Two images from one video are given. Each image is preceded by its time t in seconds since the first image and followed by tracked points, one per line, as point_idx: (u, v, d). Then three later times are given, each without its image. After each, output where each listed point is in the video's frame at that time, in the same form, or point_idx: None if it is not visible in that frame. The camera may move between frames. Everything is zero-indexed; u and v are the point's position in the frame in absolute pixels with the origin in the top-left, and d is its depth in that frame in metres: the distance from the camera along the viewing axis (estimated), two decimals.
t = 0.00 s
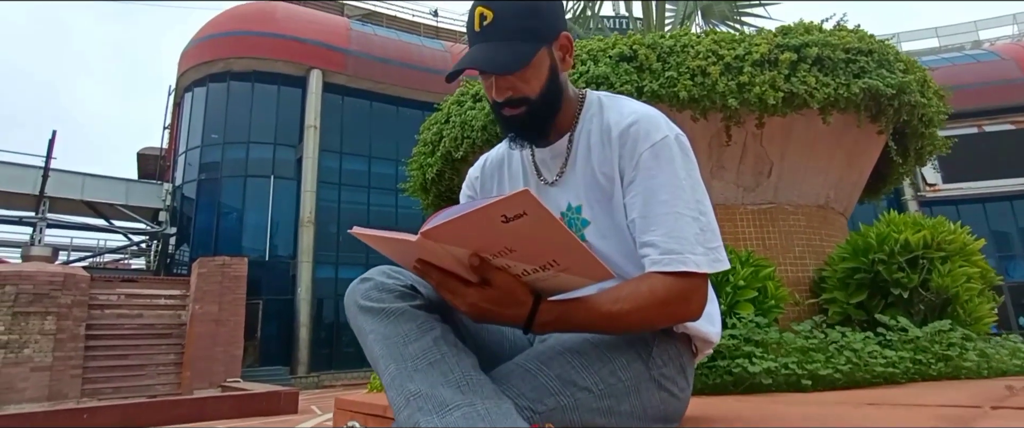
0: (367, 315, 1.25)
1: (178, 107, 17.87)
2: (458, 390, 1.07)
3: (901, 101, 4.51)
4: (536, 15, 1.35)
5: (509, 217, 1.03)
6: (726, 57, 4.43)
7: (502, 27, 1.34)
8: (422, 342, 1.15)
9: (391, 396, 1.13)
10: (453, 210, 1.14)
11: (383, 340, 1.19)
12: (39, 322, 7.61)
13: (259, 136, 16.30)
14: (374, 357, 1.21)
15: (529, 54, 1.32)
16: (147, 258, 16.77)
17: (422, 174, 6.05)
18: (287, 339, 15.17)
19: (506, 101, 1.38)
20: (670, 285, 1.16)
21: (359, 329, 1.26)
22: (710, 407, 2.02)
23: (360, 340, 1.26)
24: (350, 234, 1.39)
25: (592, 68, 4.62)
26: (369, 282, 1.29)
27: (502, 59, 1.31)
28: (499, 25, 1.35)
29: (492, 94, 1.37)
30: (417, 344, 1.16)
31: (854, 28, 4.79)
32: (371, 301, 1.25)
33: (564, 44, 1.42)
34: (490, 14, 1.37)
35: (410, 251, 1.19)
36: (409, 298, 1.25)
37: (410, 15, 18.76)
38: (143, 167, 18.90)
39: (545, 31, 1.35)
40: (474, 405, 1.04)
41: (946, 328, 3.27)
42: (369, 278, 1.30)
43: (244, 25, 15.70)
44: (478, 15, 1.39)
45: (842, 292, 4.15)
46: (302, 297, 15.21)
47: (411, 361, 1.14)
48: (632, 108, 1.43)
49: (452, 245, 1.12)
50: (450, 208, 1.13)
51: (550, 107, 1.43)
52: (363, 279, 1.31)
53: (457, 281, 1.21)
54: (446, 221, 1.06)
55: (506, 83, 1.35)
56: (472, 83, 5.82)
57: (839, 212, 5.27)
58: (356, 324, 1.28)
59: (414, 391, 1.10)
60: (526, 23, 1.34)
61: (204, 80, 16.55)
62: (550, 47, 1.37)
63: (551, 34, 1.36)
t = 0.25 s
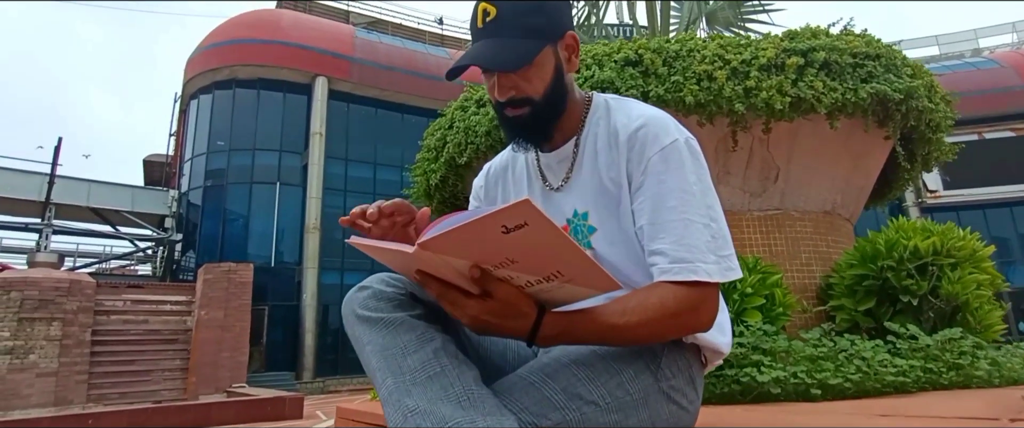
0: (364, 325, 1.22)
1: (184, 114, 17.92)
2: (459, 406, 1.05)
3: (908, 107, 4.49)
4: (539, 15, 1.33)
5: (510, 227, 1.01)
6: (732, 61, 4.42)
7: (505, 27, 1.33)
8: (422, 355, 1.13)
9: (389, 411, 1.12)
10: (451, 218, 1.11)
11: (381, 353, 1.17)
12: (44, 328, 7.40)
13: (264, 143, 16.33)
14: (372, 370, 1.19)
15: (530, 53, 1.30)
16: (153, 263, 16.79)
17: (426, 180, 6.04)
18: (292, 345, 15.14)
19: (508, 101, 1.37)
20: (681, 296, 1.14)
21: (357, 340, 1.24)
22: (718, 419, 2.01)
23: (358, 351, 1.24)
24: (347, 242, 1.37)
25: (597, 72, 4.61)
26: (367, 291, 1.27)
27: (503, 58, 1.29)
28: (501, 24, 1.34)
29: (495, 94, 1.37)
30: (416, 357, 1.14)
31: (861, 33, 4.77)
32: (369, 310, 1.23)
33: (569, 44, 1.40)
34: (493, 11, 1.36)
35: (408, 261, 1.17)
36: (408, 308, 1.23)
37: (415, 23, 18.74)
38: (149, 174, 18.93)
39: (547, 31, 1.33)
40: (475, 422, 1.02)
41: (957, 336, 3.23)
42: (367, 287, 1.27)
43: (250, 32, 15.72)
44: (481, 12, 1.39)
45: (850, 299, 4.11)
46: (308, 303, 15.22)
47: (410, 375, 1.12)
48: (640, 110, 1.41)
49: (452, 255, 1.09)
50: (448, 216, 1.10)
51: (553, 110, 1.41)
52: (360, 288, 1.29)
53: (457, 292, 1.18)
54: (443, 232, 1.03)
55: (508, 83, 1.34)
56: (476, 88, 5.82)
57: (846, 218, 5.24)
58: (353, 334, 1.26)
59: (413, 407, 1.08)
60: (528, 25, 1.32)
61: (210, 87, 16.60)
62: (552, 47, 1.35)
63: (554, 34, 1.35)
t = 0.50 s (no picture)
0: (362, 338, 1.22)
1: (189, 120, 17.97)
2: (458, 423, 1.04)
3: (913, 112, 4.48)
4: (542, 17, 1.32)
5: (509, 236, 0.99)
6: (737, 67, 4.41)
7: (506, 30, 1.32)
8: (421, 369, 1.13)
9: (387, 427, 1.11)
10: (448, 226, 1.09)
11: (379, 366, 1.17)
12: (49, 333, 6.95)
13: (269, 148, 16.43)
14: (370, 383, 1.18)
15: (530, 55, 1.30)
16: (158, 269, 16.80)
17: (429, 186, 6.04)
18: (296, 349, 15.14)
19: (512, 105, 1.37)
20: (687, 307, 1.12)
21: (355, 352, 1.23)
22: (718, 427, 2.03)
23: (355, 363, 1.23)
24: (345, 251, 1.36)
25: (601, 78, 4.61)
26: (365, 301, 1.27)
27: (504, 63, 1.28)
28: (503, 25, 1.33)
29: (497, 98, 1.37)
30: (414, 372, 1.13)
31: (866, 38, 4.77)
32: (367, 322, 1.22)
33: (571, 46, 1.39)
34: (494, 14, 1.35)
35: (406, 272, 1.15)
36: (406, 319, 1.22)
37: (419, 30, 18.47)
38: (154, 179, 19.00)
39: (549, 34, 1.32)
40: None
41: (965, 343, 3.22)
42: (365, 297, 1.27)
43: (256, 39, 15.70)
44: (482, 15, 1.38)
45: (855, 306, 4.10)
46: (311, 308, 15.23)
47: (409, 391, 1.12)
48: (648, 117, 1.40)
49: (450, 266, 1.08)
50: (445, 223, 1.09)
51: (557, 114, 1.41)
52: (359, 298, 1.29)
53: (456, 303, 1.17)
54: (439, 240, 1.00)
55: (512, 86, 1.33)
56: (478, 94, 5.83)
57: (850, 224, 5.22)
58: (351, 346, 1.26)
59: (411, 424, 1.08)
60: (532, 28, 1.31)
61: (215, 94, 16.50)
62: (556, 49, 1.34)
63: (556, 37, 1.34)
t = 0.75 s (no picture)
0: (361, 351, 1.21)
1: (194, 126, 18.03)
2: None
3: (917, 118, 4.47)
4: (544, 23, 1.32)
5: (511, 245, 0.99)
6: (740, 72, 4.40)
7: (509, 36, 1.32)
8: (421, 384, 1.12)
9: None
10: (447, 236, 1.08)
11: (378, 381, 1.16)
12: (53, 337, 6.92)
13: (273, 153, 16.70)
14: (369, 398, 1.17)
15: (533, 62, 1.29)
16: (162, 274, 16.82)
17: (431, 192, 6.05)
18: (300, 353, 15.16)
19: (515, 114, 1.36)
20: (694, 317, 1.11)
21: (354, 366, 1.23)
22: None
23: (354, 376, 1.23)
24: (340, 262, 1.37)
25: (604, 84, 4.61)
26: (364, 312, 1.27)
27: (507, 70, 1.28)
28: (505, 33, 1.33)
29: (500, 107, 1.36)
30: (413, 386, 1.12)
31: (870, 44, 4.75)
32: (366, 335, 1.22)
33: (575, 53, 1.39)
34: (497, 22, 1.35)
35: (406, 284, 1.15)
36: (406, 332, 1.22)
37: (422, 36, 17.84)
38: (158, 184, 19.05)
39: (553, 41, 1.32)
40: None
41: (972, 350, 3.21)
42: (365, 310, 1.26)
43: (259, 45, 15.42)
44: (484, 22, 1.38)
45: (860, 312, 4.09)
46: (315, 312, 15.25)
47: (409, 407, 1.11)
48: (653, 124, 1.40)
49: (451, 276, 1.07)
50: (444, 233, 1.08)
51: (560, 121, 1.40)
52: (357, 310, 1.29)
53: (457, 313, 1.16)
54: (438, 248, 0.99)
55: (515, 94, 1.33)
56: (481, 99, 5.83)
57: (854, 229, 5.20)
58: (350, 359, 1.25)
59: None
60: (535, 34, 1.31)
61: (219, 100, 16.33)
62: (560, 57, 1.34)
63: (560, 44, 1.33)
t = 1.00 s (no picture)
0: (360, 363, 1.21)
1: (196, 130, 18.06)
2: None
3: (919, 122, 4.46)
4: (548, 29, 1.31)
5: (517, 256, 0.98)
6: (742, 77, 4.39)
7: (513, 43, 1.31)
8: (422, 398, 1.11)
9: None
10: (450, 247, 1.06)
11: (378, 395, 1.15)
12: (56, 341, 6.52)
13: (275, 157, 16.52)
14: (367, 411, 1.16)
15: (539, 69, 1.28)
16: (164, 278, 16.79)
17: (432, 197, 6.06)
18: (302, 356, 15.14)
19: (519, 122, 1.36)
20: (701, 327, 1.11)
21: (353, 377, 1.22)
22: None
23: (354, 388, 1.22)
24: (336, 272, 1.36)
25: (605, 88, 4.60)
26: (364, 324, 1.26)
27: (511, 77, 1.27)
28: (511, 39, 1.31)
29: (504, 115, 1.35)
30: (414, 400, 1.12)
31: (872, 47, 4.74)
32: (365, 345, 1.21)
33: (579, 60, 1.39)
34: (501, 28, 1.34)
35: (405, 295, 1.14)
36: (405, 344, 1.21)
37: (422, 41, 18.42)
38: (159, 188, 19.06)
39: (557, 47, 1.31)
40: None
41: (977, 356, 3.20)
42: (365, 320, 1.26)
43: (262, 50, 15.77)
44: (488, 29, 1.37)
45: (863, 317, 4.09)
46: (317, 315, 15.25)
47: (409, 421, 1.10)
48: (658, 131, 1.39)
49: (452, 288, 1.06)
50: (447, 244, 1.07)
51: (564, 129, 1.39)
52: (357, 321, 1.28)
53: (459, 326, 1.15)
54: (443, 260, 0.98)
55: (519, 102, 1.32)
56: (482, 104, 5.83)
57: (856, 233, 5.19)
58: (349, 370, 1.24)
59: None
60: (540, 40, 1.30)
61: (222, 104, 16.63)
62: (564, 64, 1.34)
63: (564, 51, 1.33)
